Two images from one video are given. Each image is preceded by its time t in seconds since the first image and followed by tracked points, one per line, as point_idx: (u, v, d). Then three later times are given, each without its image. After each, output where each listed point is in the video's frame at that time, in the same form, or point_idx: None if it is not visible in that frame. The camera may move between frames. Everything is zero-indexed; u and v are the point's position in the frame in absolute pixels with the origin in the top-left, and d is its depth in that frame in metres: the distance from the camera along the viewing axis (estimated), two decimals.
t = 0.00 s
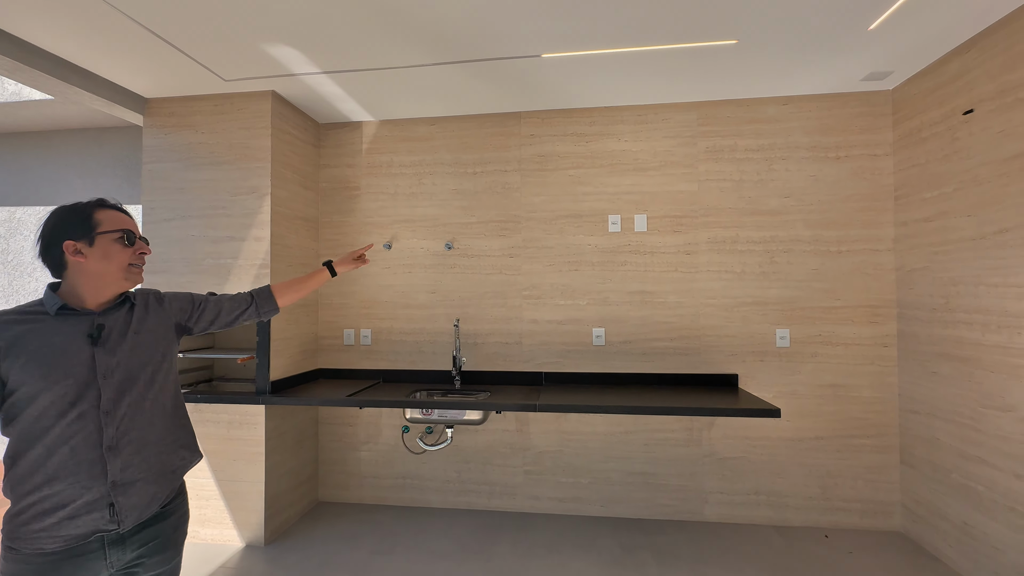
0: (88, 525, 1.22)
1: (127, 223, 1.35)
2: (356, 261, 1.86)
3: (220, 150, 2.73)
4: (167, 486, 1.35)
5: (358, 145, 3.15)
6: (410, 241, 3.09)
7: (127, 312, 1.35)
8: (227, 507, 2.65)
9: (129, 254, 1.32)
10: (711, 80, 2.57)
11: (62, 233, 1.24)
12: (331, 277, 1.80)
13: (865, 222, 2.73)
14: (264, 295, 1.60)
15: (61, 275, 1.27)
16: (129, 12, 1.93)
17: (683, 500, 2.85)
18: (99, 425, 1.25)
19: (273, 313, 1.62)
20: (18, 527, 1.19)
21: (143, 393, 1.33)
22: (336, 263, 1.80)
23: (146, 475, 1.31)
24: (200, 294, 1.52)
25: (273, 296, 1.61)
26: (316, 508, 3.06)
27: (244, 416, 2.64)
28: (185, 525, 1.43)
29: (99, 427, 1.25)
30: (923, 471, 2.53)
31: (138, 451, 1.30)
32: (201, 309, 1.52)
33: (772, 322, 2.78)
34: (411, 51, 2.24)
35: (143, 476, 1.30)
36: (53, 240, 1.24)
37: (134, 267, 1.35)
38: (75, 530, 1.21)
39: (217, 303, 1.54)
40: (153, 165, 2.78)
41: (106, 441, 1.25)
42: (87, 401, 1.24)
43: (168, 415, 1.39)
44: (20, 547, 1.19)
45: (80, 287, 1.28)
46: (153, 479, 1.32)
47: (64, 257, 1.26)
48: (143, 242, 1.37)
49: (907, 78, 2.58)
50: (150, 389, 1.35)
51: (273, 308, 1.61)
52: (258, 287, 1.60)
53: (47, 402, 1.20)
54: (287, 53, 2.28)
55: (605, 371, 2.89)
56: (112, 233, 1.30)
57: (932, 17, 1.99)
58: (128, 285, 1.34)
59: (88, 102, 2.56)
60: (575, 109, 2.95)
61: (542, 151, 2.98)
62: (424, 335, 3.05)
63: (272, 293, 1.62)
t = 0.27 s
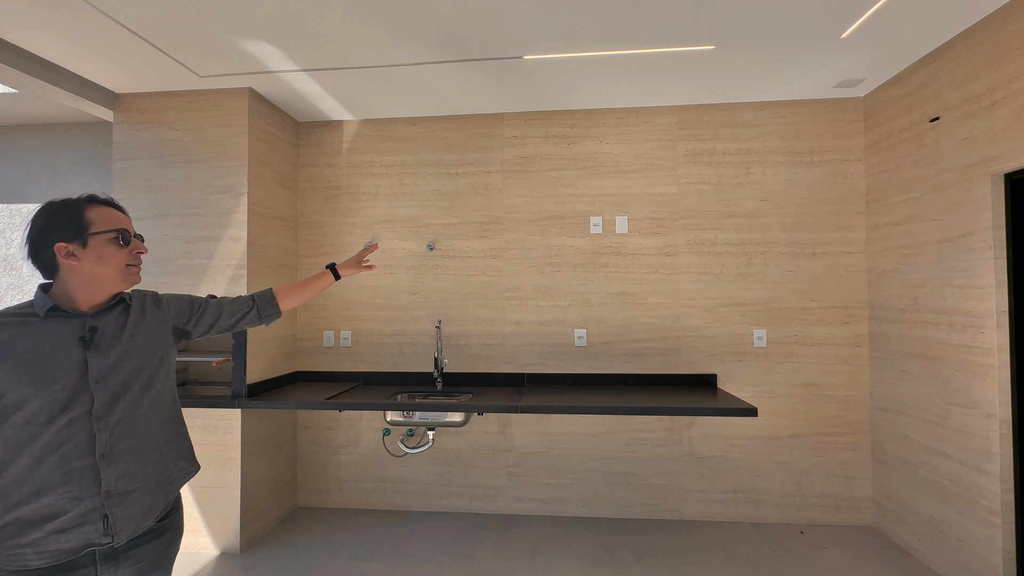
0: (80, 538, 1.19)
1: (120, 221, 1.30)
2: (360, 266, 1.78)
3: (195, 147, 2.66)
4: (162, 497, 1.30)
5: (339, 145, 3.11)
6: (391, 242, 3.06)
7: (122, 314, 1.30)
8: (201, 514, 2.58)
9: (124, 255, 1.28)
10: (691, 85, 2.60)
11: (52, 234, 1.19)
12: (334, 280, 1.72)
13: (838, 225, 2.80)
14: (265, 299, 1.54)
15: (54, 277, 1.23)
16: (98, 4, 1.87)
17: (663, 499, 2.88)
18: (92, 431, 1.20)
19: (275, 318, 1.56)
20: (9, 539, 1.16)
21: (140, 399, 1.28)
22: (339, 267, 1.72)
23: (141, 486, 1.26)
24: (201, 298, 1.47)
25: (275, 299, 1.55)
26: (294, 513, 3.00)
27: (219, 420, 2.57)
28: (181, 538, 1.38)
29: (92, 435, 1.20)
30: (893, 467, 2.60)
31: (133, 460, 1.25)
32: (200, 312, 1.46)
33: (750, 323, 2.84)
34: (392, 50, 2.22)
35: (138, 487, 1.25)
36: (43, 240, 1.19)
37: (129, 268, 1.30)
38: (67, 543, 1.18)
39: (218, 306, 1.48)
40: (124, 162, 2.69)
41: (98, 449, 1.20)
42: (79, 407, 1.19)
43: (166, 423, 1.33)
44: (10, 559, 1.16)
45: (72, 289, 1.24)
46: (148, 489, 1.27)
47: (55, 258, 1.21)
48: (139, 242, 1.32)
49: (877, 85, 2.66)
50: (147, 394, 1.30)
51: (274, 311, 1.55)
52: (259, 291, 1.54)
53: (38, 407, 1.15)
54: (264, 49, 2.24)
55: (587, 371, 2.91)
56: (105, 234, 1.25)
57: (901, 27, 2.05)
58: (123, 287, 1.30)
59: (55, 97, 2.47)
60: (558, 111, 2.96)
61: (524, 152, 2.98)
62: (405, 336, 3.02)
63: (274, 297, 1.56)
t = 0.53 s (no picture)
0: (64, 550, 1.14)
1: (107, 218, 1.25)
2: (350, 266, 1.74)
3: (169, 145, 2.59)
4: (147, 507, 1.26)
5: (319, 144, 3.06)
6: (373, 242, 3.02)
7: (105, 315, 1.25)
8: (175, 522, 2.50)
9: (108, 253, 1.23)
10: (672, 88, 2.63)
11: (34, 228, 1.15)
12: (323, 278, 1.67)
13: (815, 228, 2.86)
14: (251, 298, 1.46)
15: (34, 273, 1.18)
16: None
17: (646, 499, 2.90)
18: (77, 438, 1.16)
19: (262, 318, 1.48)
20: None
21: (125, 404, 1.24)
22: (328, 266, 1.68)
23: (128, 494, 1.22)
24: (185, 297, 1.41)
25: (261, 298, 1.47)
26: (273, 519, 2.93)
27: (194, 425, 2.50)
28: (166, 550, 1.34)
29: (77, 442, 1.16)
30: (868, 464, 2.67)
31: (120, 467, 1.21)
32: (184, 312, 1.40)
33: (730, 323, 2.88)
34: (375, 48, 2.19)
35: (125, 495, 1.21)
36: (24, 235, 1.15)
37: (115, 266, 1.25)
38: (50, 556, 1.13)
39: (202, 306, 1.42)
40: (94, 158, 2.60)
41: (85, 456, 1.16)
42: (64, 413, 1.15)
43: (153, 429, 1.30)
44: None
45: (52, 287, 1.19)
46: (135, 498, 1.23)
47: (36, 254, 1.16)
48: (125, 240, 1.27)
49: (852, 92, 2.73)
50: (133, 399, 1.26)
51: (261, 310, 1.47)
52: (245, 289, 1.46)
53: (19, 413, 1.11)
54: (242, 45, 2.19)
55: (570, 372, 2.91)
56: (90, 229, 1.20)
57: (875, 34, 2.11)
58: (106, 286, 1.25)
59: (20, 90, 2.37)
60: (541, 113, 2.97)
61: (508, 153, 2.98)
62: (387, 338, 2.99)
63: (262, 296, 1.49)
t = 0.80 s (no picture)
0: (41, 560, 1.10)
1: (76, 212, 1.20)
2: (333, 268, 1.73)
3: (147, 142, 2.52)
4: (123, 514, 1.23)
5: (303, 142, 3.01)
6: (357, 243, 2.98)
7: (78, 316, 1.20)
8: (151, 529, 2.43)
9: (80, 249, 1.18)
10: (657, 91, 2.66)
11: None
12: (306, 279, 1.67)
13: (796, 230, 2.92)
14: (230, 297, 1.45)
15: None
16: None
17: (631, 499, 2.92)
18: (55, 443, 1.12)
19: (241, 316, 1.47)
20: None
21: (103, 408, 1.20)
22: (311, 267, 1.67)
23: (106, 500, 1.19)
24: (158, 296, 1.38)
25: (241, 297, 1.46)
26: (253, 525, 2.87)
27: (172, 429, 2.44)
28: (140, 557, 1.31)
29: (54, 447, 1.12)
30: (846, 461, 2.72)
31: (97, 473, 1.18)
32: (158, 311, 1.36)
33: (713, 324, 2.91)
34: (360, 46, 2.17)
35: (103, 501, 1.18)
36: None
37: (87, 263, 1.20)
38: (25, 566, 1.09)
39: (178, 305, 1.39)
40: (67, 155, 2.52)
41: (63, 463, 1.12)
42: (40, 418, 1.11)
43: (129, 432, 1.26)
44: None
45: (19, 285, 1.12)
46: (113, 504, 1.20)
47: None
48: (97, 235, 1.22)
49: (831, 97, 2.79)
50: (110, 402, 1.22)
51: (240, 309, 1.46)
52: (223, 287, 1.45)
53: None
54: (222, 41, 2.14)
55: (556, 373, 2.92)
56: (60, 224, 1.15)
57: (853, 41, 2.16)
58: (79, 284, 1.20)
59: None
60: (528, 114, 2.97)
61: (494, 154, 2.98)
62: (372, 340, 2.95)
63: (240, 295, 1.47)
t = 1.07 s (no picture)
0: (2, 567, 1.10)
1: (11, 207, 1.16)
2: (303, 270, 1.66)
3: (128, 140, 2.47)
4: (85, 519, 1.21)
5: (288, 141, 2.98)
6: (344, 243, 2.95)
7: (21, 319, 1.17)
8: (130, 536, 2.37)
9: (14, 246, 1.14)
10: (644, 94, 2.68)
11: None
12: (276, 281, 1.57)
13: (781, 232, 2.95)
14: (188, 298, 1.38)
15: None
16: None
17: (619, 499, 2.93)
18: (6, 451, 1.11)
19: (200, 318, 1.40)
20: None
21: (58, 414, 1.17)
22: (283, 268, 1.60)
23: (67, 507, 1.17)
24: (109, 296, 1.34)
25: (200, 299, 1.39)
26: (237, 530, 2.82)
27: (152, 433, 2.39)
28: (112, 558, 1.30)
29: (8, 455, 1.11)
30: (830, 460, 2.76)
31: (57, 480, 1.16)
32: (108, 312, 1.32)
33: (700, 325, 2.94)
34: (345, 44, 2.14)
35: (64, 508, 1.17)
36: None
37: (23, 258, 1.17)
38: None
39: (129, 305, 1.34)
40: (42, 152, 2.45)
41: (19, 469, 1.11)
42: None
43: (88, 437, 1.24)
44: None
45: None
46: (73, 510, 1.18)
47: None
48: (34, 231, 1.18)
49: (815, 101, 2.83)
50: (64, 408, 1.19)
51: (199, 311, 1.39)
52: (181, 288, 1.39)
53: None
54: (205, 37, 2.10)
55: (544, 374, 2.91)
56: None
57: (836, 46, 2.19)
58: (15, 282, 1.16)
59: None
60: (516, 115, 2.97)
61: (482, 154, 2.97)
62: (359, 341, 2.92)
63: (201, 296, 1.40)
